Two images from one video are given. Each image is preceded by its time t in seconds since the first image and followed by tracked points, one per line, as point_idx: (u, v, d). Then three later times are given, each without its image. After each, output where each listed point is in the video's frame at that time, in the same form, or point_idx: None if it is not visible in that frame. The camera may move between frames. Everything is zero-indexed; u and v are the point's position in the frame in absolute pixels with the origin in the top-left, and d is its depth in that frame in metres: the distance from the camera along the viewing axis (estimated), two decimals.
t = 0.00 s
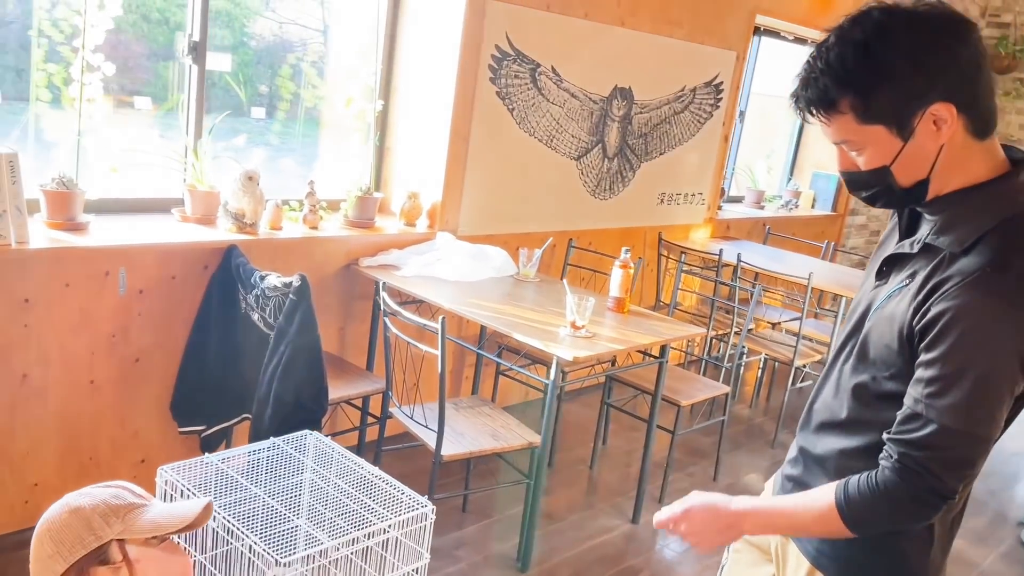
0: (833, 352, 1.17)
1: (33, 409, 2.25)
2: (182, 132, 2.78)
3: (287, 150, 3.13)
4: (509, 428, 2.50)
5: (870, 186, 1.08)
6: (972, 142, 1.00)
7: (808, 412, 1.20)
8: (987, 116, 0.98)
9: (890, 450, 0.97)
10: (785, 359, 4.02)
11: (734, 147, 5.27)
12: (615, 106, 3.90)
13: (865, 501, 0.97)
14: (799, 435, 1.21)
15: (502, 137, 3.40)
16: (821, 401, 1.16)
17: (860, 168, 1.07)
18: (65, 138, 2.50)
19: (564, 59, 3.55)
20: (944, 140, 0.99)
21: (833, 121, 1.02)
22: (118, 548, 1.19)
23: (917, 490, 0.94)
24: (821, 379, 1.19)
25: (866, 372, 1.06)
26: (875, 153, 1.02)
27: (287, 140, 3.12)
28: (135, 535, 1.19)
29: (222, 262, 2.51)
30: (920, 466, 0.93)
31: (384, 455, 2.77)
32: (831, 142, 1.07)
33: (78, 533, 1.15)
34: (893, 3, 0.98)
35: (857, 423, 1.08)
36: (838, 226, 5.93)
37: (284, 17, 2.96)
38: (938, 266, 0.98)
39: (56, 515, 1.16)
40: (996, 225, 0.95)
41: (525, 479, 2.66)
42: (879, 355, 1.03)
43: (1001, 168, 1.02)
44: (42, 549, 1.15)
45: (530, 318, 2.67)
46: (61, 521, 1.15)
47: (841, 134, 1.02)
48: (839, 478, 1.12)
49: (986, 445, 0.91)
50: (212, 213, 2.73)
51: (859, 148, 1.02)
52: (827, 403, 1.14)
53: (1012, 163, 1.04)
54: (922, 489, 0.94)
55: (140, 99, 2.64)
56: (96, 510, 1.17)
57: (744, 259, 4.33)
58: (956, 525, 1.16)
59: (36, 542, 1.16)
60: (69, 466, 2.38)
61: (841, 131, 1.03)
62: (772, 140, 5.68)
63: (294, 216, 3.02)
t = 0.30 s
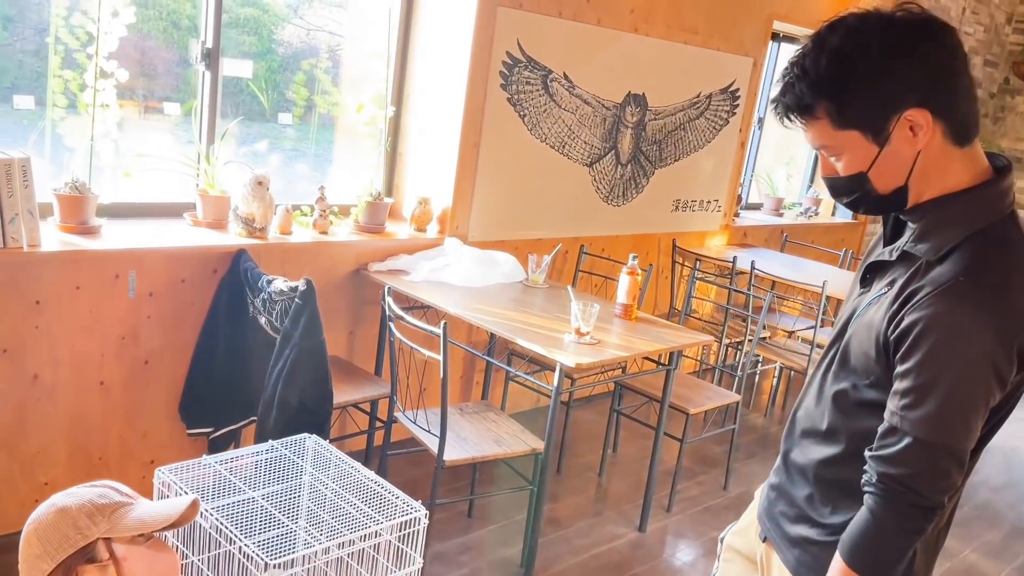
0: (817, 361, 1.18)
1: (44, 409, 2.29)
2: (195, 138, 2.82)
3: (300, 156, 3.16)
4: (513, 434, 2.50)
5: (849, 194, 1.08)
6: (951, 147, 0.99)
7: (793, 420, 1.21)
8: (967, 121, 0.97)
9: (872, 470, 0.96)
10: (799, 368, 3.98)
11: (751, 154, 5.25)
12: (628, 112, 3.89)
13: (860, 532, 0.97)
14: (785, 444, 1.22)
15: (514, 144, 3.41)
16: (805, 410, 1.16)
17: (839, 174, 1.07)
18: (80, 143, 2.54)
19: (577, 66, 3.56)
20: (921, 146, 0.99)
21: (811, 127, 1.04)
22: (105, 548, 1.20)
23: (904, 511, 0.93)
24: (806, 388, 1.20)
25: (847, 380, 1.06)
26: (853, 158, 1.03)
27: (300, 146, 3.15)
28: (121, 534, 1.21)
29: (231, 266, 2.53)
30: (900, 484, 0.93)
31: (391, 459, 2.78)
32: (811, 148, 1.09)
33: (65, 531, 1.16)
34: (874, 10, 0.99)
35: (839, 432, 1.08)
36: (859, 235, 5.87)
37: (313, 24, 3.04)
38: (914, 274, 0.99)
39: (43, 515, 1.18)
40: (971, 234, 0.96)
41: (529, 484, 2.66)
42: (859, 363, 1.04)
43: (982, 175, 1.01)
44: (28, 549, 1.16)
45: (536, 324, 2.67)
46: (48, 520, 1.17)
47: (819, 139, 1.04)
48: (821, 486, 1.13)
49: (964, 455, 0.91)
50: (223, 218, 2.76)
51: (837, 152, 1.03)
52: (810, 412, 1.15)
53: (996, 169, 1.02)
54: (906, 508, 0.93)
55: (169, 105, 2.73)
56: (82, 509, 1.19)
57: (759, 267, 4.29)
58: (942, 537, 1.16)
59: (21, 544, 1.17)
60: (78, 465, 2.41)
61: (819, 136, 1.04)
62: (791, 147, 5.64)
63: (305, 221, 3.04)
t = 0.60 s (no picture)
0: (810, 361, 1.18)
1: (50, 410, 2.31)
2: (201, 139, 2.83)
3: (306, 158, 3.17)
4: (516, 434, 2.50)
5: (838, 187, 1.09)
6: (940, 144, 0.99)
7: (786, 420, 1.21)
8: (957, 118, 0.97)
9: (883, 476, 0.95)
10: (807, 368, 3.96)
11: (759, 154, 5.23)
12: (634, 112, 3.89)
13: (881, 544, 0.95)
14: (778, 443, 1.22)
15: (518, 145, 3.42)
16: (798, 409, 1.17)
17: (828, 168, 1.08)
18: (85, 146, 2.56)
19: (581, 66, 3.55)
20: (910, 142, 0.99)
21: (801, 120, 1.04)
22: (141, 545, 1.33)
23: (921, 516, 0.91)
24: (798, 387, 1.20)
25: (840, 379, 1.06)
26: (842, 152, 1.03)
27: (306, 148, 3.16)
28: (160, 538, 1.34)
29: (235, 267, 2.54)
30: (912, 489, 0.91)
31: (395, 459, 2.79)
32: (801, 141, 1.09)
33: (123, 524, 1.28)
34: (868, 3, 0.99)
35: (834, 433, 1.08)
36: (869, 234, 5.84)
37: (325, 27, 3.06)
38: (905, 272, 0.99)
39: (99, 503, 1.27)
40: (959, 231, 0.96)
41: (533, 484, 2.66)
42: (852, 362, 1.04)
43: (970, 170, 1.01)
44: (82, 533, 1.25)
45: (539, 324, 2.67)
46: (86, 510, 1.26)
47: (809, 133, 1.04)
48: (816, 486, 1.13)
49: (970, 454, 0.90)
50: (228, 220, 2.77)
51: (826, 147, 1.04)
52: (803, 411, 1.15)
53: (984, 165, 1.02)
54: (921, 513, 0.91)
55: (182, 108, 2.76)
56: (139, 507, 1.32)
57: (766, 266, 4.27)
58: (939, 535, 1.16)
59: (72, 524, 1.25)
60: (84, 465, 2.43)
61: (808, 130, 1.04)
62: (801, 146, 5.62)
63: (310, 223, 3.05)
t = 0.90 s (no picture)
0: (814, 354, 1.17)
1: (58, 410, 2.32)
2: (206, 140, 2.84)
3: (310, 158, 3.17)
4: (523, 431, 2.50)
5: (838, 163, 1.08)
6: (949, 134, 0.99)
7: (791, 415, 1.20)
8: (972, 111, 0.96)
9: (871, 463, 0.96)
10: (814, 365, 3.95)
11: (765, 150, 5.21)
12: (638, 109, 3.88)
13: (856, 523, 0.97)
14: (783, 438, 1.21)
15: (523, 142, 3.41)
16: (803, 404, 1.16)
17: (831, 140, 1.07)
18: (91, 148, 2.56)
19: (585, 64, 3.55)
20: (921, 129, 0.99)
21: (818, 86, 1.02)
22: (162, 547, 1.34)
23: (904, 502, 0.92)
24: (802, 381, 1.19)
25: (845, 372, 1.06)
26: (852, 127, 1.02)
27: (310, 149, 3.16)
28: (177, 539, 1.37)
29: (241, 267, 2.55)
30: (898, 475, 0.92)
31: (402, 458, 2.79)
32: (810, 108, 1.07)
33: (151, 522, 1.30)
34: None
35: (839, 426, 1.08)
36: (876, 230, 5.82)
37: (330, 29, 3.07)
38: (911, 264, 0.98)
39: (129, 502, 1.29)
40: (966, 223, 0.96)
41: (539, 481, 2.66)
42: (857, 354, 1.04)
43: (974, 162, 1.01)
44: (117, 529, 1.26)
45: (545, 322, 2.67)
46: (121, 509, 1.28)
47: (822, 101, 1.02)
48: (822, 482, 1.12)
49: (966, 448, 0.90)
50: (233, 220, 2.78)
51: (836, 118, 1.03)
52: (809, 406, 1.14)
53: (989, 155, 1.02)
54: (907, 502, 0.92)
55: (190, 111, 2.77)
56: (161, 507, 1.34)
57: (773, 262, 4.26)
58: (944, 530, 1.16)
59: (106, 522, 1.26)
60: (92, 465, 2.44)
61: (823, 98, 1.02)
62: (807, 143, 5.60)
63: (315, 222, 3.05)
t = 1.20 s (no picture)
0: (813, 355, 1.17)
1: (64, 417, 2.32)
2: (209, 146, 2.85)
3: (312, 163, 3.17)
4: (527, 435, 2.50)
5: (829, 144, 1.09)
6: (938, 133, 0.98)
7: (792, 416, 1.20)
8: (963, 113, 0.96)
9: (853, 456, 0.97)
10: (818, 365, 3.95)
11: (767, 151, 5.21)
12: (640, 111, 3.88)
13: (836, 516, 0.97)
14: (784, 440, 1.21)
15: (525, 145, 3.42)
16: (803, 404, 1.16)
17: (823, 120, 1.08)
18: (93, 155, 2.57)
19: (586, 66, 3.55)
20: (906, 122, 0.99)
21: (818, 63, 1.03)
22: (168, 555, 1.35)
23: (881, 495, 0.93)
24: (802, 382, 1.19)
25: (838, 369, 1.06)
26: (841, 108, 1.03)
27: (312, 154, 3.17)
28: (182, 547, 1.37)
29: (245, 272, 2.56)
30: (877, 468, 0.93)
31: (406, 462, 2.79)
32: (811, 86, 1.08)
33: (160, 530, 1.30)
34: None
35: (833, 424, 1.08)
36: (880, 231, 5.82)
37: (332, 34, 3.08)
38: (901, 261, 0.98)
39: (140, 508, 1.30)
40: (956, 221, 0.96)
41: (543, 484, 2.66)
42: (850, 352, 1.04)
43: (966, 164, 1.00)
44: (128, 534, 1.26)
45: (547, 325, 2.67)
46: (132, 515, 1.28)
47: (818, 78, 1.03)
48: (818, 482, 1.12)
49: (947, 444, 0.90)
50: (237, 225, 2.79)
51: (829, 97, 1.03)
52: (807, 406, 1.14)
53: (985, 155, 1.02)
54: (885, 496, 0.92)
55: (192, 116, 2.78)
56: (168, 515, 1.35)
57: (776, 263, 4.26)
58: (943, 532, 1.16)
59: (117, 528, 1.26)
60: (98, 471, 2.45)
61: (820, 76, 1.03)
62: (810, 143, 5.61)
63: (318, 227, 3.06)
